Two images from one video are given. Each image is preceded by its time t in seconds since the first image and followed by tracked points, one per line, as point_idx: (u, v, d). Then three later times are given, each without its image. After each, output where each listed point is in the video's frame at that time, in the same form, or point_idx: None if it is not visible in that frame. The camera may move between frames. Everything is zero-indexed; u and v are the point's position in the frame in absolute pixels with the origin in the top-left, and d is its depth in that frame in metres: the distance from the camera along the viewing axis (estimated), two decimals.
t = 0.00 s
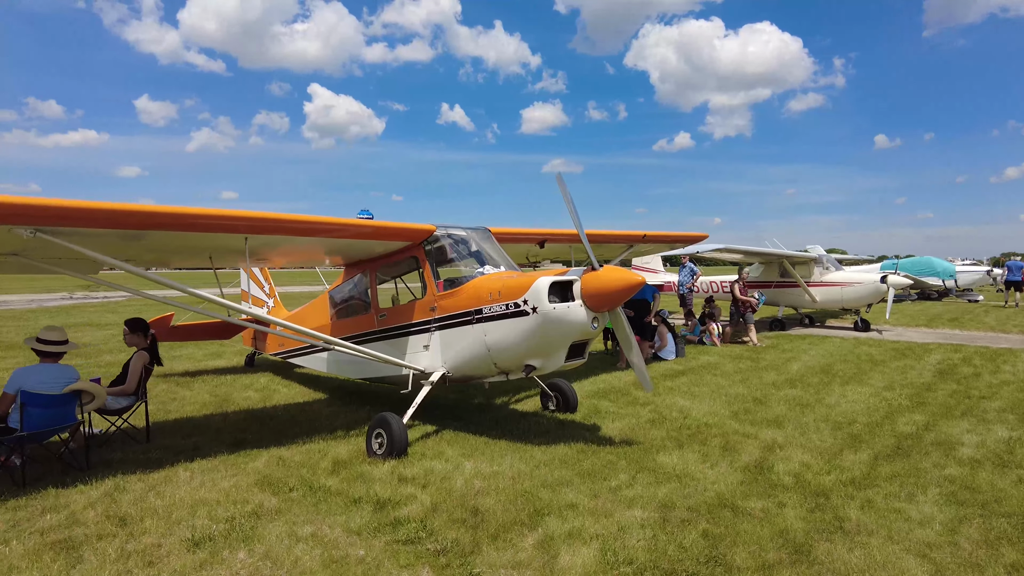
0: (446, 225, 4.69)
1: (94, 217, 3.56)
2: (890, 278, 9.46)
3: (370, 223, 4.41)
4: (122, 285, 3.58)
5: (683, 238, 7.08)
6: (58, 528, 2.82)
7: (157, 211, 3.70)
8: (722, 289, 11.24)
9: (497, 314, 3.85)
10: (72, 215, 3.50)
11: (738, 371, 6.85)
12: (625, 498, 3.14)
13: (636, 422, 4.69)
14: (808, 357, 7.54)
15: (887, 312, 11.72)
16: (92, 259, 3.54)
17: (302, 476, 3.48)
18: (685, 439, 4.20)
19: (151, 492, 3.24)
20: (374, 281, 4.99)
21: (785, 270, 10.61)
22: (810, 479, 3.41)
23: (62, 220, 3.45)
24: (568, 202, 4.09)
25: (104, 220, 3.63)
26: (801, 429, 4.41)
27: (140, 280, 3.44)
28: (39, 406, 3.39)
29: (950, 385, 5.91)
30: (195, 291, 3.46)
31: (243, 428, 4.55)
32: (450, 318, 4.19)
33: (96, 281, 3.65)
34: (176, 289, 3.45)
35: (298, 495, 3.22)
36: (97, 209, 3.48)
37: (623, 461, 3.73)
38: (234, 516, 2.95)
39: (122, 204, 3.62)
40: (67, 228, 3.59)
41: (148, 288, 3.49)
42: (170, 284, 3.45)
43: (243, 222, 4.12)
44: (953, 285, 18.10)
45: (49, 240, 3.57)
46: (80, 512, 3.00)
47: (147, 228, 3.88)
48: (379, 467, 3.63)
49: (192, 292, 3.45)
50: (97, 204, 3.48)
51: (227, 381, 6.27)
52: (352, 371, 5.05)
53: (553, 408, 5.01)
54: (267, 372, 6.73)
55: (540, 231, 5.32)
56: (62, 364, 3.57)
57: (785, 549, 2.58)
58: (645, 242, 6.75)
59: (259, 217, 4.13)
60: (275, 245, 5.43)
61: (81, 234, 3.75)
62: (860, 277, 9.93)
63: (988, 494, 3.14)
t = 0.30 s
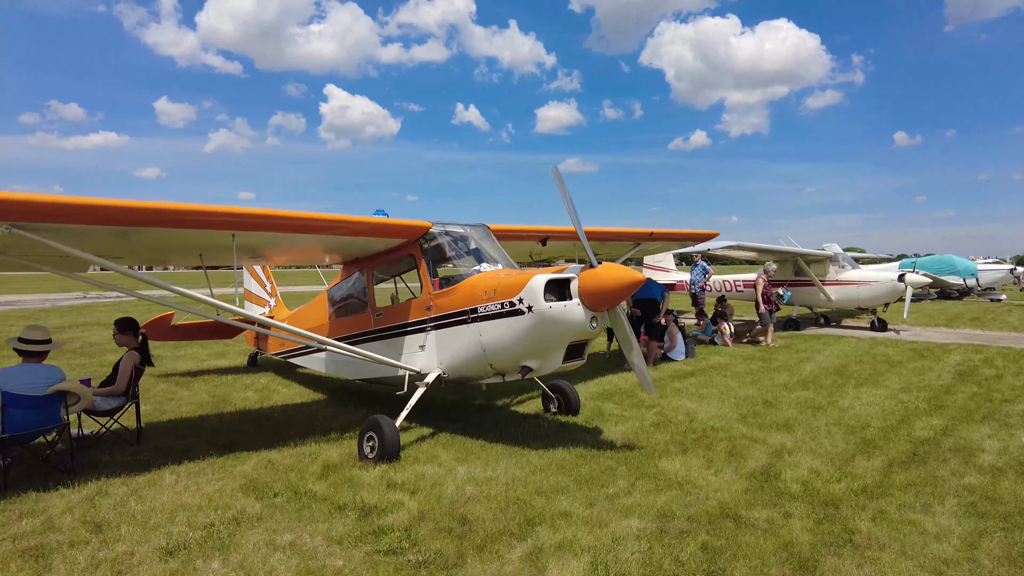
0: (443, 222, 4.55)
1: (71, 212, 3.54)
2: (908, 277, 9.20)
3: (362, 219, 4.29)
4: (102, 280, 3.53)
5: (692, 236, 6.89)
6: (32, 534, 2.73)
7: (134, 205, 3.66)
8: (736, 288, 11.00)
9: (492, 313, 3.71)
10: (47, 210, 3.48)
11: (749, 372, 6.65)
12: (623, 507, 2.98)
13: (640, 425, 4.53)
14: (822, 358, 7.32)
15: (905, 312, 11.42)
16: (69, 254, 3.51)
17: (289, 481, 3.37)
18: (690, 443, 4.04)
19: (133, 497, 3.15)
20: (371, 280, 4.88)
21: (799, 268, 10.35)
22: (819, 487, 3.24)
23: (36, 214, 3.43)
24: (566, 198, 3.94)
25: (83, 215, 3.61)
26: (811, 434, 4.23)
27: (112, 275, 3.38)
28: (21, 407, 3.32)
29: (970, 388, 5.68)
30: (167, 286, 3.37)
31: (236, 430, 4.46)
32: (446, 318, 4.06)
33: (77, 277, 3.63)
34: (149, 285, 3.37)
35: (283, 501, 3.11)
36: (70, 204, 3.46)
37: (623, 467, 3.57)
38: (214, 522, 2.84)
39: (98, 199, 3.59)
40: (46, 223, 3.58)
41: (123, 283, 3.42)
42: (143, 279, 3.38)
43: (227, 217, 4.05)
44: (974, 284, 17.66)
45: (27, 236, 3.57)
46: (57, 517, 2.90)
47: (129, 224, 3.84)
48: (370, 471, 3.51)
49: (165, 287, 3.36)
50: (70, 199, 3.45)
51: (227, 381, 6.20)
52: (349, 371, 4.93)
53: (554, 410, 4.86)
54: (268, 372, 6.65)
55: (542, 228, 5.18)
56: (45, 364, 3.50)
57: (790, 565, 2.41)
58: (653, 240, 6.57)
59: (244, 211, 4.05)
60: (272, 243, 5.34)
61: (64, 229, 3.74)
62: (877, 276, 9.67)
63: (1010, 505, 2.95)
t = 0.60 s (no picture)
0: (446, 220, 4.45)
1: (55, 211, 3.49)
2: (939, 275, 8.85)
3: (359, 217, 4.19)
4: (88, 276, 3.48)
5: (709, 233, 6.68)
6: (14, 539, 2.67)
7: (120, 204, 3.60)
8: (759, 286, 10.72)
9: (491, 314, 3.58)
10: (32, 209, 3.44)
11: (769, 373, 6.42)
12: (624, 520, 2.83)
13: (650, 430, 4.36)
14: (847, 359, 7.05)
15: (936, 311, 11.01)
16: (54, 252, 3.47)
17: (282, 486, 3.28)
18: (701, 450, 3.86)
19: (122, 501, 3.09)
20: (374, 279, 4.79)
21: (824, 267, 10.02)
22: (836, 499, 3.04)
23: (19, 213, 3.39)
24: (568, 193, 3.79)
25: (68, 214, 3.57)
26: (831, 441, 4.02)
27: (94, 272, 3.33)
28: (14, 409, 3.28)
29: (1004, 392, 5.39)
30: (149, 284, 3.30)
31: (238, 431, 4.39)
32: (446, 319, 3.95)
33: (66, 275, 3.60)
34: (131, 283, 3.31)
35: (273, 507, 3.02)
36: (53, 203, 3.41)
37: (628, 475, 3.42)
38: (198, 529, 2.76)
39: (84, 198, 3.55)
40: (32, 222, 3.55)
41: (106, 281, 3.37)
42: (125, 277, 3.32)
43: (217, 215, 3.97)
44: (1010, 283, 17.02)
45: (14, 235, 3.54)
46: (43, 521, 2.85)
47: (118, 222, 3.80)
48: (365, 477, 3.40)
49: (146, 286, 3.29)
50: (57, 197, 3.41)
51: (237, 381, 6.16)
52: (353, 372, 4.85)
53: (562, 413, 4.71)
54: (278, 371, 6.61)
55: (551, 226, 5.05)
56: (38, 365, 3.45)
57: None
58: (668, 237, 6.37)
59: (237, 209, 3.98)
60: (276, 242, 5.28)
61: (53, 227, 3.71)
62: (906, 274, 9.33)
63: None
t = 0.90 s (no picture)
0: (449, 216, 4.34)
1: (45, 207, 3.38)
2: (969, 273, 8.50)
3: (362, 213, 4.09)
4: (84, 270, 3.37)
5: (725, 229, 6.48)
6: None
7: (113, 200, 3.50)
8: (780, 285, 10.44)
9: (491, 312, 3.46)
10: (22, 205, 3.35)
11: (788, 374, 6.20)
12: (622, 529, 2.68)
13: (658, 433, 4.20)
14: (870, 360, 6.79)
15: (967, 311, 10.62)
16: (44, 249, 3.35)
17: (273, 488, 3.19)
18: (710, 454, 3.70)
19: (110, 501, 3.02)
20: (376, 277, 4.69)
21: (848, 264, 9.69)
22: (851, 509, 2.85)
23: (15, 210, 3.31)
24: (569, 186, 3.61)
25: (59, 211, 3.46)
26: (849, 446, 3.82)
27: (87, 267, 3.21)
28: (6, 408, 3.22)
29: None
30: (147, 280, 3.20)
31: (238, 430, 4.33)
32: (445, 316, 3.83)
33: (59, 273, 3.49)
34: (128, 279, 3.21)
35: (261, 509, 2.93)
36: (45, 199, 3.30)
37: (631, 481, 3.26)
38: (181, 532, 2.67)
39: (78, 194, 3.45)
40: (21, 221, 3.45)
41: (106, 280, 3.25)
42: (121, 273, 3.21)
43: (211, 211, 3.85)
44: None
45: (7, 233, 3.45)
46: (27, 521, 2.79)
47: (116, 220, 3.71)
48: (358, 480, 3.30)
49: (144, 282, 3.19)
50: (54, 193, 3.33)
51: (244, 379, 6.13)
52: (356, 371, 4.76)
53: (568, 415, 4.57)
54: (286, 369, 6.57)
55: (560, 221, 4.94)
56: (32, 362, 3.40)
57: None
58: (682, 233, 6.17)
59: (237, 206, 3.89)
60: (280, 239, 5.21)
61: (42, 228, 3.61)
62: (934, 271, 8.99)
63: None
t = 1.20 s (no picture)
0: (449, 211, 4.21)
1: (32, 202, 3.22)
2: (1002, 271, 8.15)
3: (362, 207, 3.96)
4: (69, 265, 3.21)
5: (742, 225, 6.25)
6: None
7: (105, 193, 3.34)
8: (802, 283, 10.14)
9: (486, 310, 3.32)
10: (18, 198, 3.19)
11: (807, 375, 5.96)
12: (617, 542, 2.52)
13: (665, 437, 4.03)
14: (895, 361, 6.51)
15: (999, 311, 10.21)
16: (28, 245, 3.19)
17: (259, 491, 3.09)
18: (717, 461, 3.52)
19: (92, 503, 2.95)
20: (375, 273, 4.57)
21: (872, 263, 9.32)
22: (865, 524, 2.66)
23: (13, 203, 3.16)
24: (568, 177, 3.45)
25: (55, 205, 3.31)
26: (868, 454, 3.60)
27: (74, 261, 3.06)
28: None
29: None
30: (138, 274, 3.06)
31: (235, 429, 4.25)
32: (442, 314, 3.70)
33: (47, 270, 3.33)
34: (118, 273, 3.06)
35: (243, 513, 2.83)
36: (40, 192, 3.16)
37: (632, 488, 3.10)
38: (158, 537, 2.58)
39: (77, 187, 3.31)
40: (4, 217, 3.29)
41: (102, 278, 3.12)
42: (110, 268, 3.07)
43: (204, 204, 3.71)
44: None
45: None
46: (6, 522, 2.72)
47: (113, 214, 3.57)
48: (347, 484, 3.19)
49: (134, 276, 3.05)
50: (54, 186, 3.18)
51: (250, 376, 6.08)
52: (356, 370, 4.66)
53: (573, 416, 4.42)
54: (293, 367, 6.51)
55: (566, 215, 4.78)
56: (21, 359, 3.34)
57: None
58: (695, 230, 5.95)
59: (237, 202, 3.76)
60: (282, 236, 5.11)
61: (26, 224, 3.46)
62: (964, 269, 8.63)
63: None
